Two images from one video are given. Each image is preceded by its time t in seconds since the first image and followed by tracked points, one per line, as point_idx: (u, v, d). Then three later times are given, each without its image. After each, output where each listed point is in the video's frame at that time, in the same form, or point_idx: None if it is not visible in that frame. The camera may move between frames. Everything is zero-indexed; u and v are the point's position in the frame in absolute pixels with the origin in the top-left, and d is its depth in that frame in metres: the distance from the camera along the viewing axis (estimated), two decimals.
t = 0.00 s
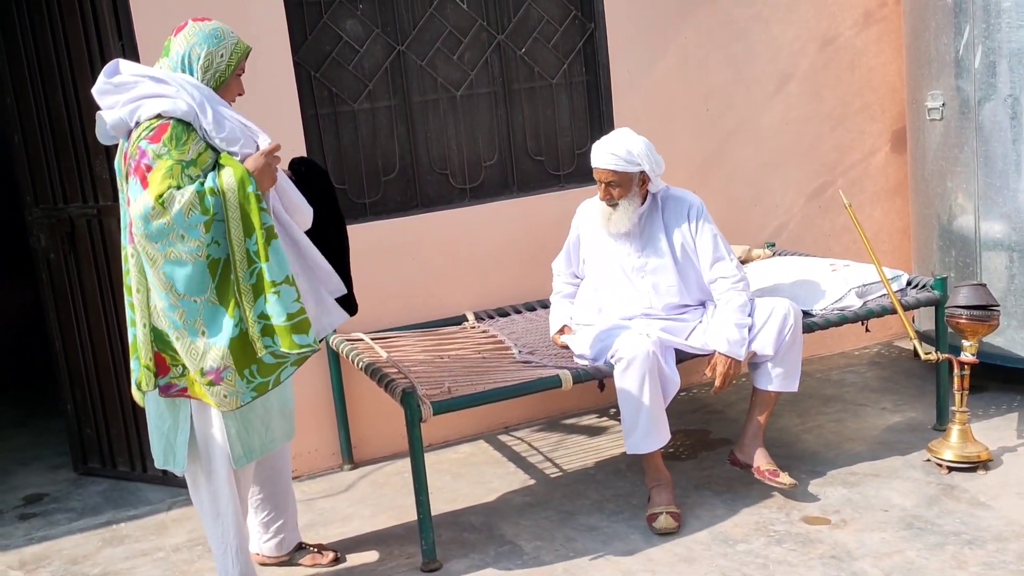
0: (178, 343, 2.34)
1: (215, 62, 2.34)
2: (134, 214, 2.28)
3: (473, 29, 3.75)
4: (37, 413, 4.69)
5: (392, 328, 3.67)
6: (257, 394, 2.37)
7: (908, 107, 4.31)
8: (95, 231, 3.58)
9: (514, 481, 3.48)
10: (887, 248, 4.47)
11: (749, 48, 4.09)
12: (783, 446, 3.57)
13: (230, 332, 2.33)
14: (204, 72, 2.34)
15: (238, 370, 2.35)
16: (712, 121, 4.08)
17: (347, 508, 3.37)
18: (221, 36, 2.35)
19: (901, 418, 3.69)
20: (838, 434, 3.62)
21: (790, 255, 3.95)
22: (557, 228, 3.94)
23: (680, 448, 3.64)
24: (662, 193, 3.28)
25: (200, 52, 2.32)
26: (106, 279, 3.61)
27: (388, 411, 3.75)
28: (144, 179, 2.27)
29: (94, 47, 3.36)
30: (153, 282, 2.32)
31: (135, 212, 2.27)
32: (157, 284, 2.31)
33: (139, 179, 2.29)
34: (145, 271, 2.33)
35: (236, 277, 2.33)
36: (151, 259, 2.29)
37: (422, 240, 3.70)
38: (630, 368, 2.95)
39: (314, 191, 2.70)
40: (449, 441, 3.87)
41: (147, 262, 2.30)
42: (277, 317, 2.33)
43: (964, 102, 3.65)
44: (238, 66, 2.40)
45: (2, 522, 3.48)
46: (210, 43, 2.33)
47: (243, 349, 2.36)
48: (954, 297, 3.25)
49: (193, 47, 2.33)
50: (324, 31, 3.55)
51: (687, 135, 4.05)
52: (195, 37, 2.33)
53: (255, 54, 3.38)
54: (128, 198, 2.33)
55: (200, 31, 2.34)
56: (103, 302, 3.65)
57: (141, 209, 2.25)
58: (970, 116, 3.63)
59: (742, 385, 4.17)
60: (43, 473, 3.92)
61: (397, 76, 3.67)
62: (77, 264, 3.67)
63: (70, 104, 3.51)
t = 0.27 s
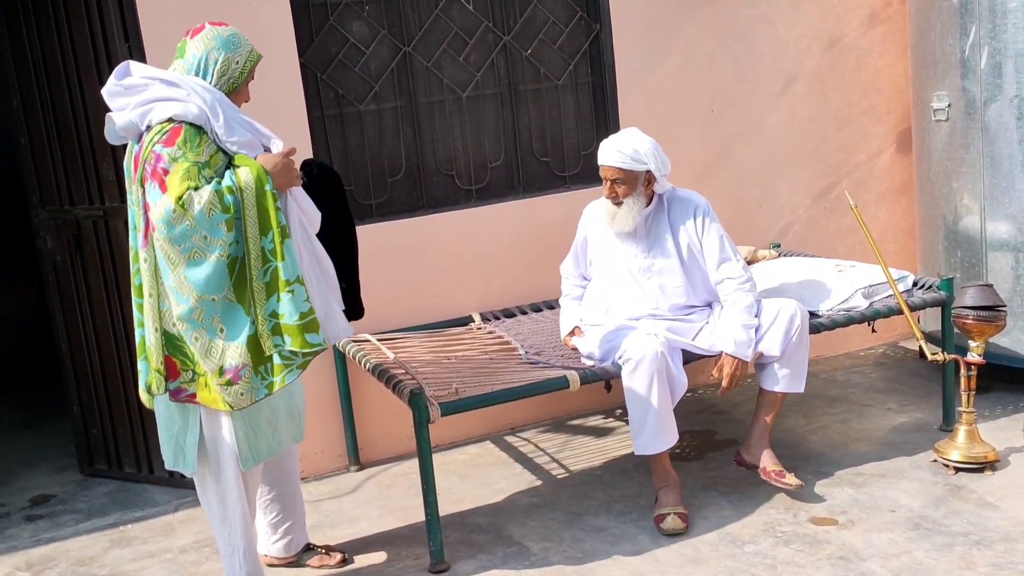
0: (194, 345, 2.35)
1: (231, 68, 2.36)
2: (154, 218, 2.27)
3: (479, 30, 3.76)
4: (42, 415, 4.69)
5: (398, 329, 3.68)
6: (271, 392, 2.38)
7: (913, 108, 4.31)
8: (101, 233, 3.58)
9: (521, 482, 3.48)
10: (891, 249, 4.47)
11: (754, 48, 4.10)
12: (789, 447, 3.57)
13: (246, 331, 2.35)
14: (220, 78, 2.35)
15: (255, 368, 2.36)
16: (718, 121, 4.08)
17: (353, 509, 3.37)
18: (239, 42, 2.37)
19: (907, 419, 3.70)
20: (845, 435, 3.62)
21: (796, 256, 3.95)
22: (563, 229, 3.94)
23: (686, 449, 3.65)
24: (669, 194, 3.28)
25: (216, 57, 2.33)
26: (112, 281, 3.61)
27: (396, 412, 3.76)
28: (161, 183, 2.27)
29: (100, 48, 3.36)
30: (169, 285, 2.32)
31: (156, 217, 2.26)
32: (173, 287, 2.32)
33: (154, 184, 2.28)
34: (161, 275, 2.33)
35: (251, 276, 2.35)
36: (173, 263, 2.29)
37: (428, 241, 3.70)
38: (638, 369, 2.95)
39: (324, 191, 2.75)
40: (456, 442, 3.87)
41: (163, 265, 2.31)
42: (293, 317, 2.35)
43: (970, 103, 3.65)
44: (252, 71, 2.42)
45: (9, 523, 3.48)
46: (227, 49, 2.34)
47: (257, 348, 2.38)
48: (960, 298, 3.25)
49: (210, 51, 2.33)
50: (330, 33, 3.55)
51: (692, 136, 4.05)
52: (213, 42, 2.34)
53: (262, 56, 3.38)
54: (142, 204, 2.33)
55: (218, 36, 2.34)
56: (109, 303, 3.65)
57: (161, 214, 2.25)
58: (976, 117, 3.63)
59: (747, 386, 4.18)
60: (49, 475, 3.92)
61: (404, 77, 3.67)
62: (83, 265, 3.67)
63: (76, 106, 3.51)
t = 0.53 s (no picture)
0: (241, 343, 2.36)
1: (252, 73, 2.41)
2: (223, 217, 2.27)
3: (486, 31, 3.76)
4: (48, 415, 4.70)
5: (406, 329, 3.68)
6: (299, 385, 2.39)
7: (918, 108, 4.32)
8: (108, 234, 3.58)
9: (529, 482, 3.49)
10: (896, 249, 4.48)
11: (760, 49, 4.11)
12: (796, 447, 3.58)
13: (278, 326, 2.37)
14: (241, 83, 2.39)
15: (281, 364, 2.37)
16: (723, 122, 4.09)
17: (362, 509, 3.38)
18: (257, 48, 2.41)
19: (913, 419, 3.71)
20: (851, 435, 3.63)
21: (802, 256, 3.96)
22: (569, 229, 3.95)
23: (693, 449, 3.65)
24: (676, 194, 3.28)
25: (239, 63, 2.38)
26: (119, 281, 3.61)
27: (404, 412, 3.77)
28: (215, 183, 2.27)
29: (108, 49, 3.36)
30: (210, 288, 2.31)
31: (226, 216, 2.27)
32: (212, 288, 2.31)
33: (209, 186, 2.28)
34: (204, 278, 2.32)
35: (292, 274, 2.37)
36: (240, 262, 2.29)
37: (435, 242, 3.71)
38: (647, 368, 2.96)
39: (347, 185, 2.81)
40: (463, 442, 3.88)
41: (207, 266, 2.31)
42: (323, 307, 2.36)
43: (976, 103, 3.66)
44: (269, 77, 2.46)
45: (17, 524, 3.48)
46: (248, 54, 2.39)
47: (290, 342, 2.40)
48: (967, 298, 3.27)
49: (232, 57, 2.37)
50: (337, 33, 3.55)
51: (698, 136, 4.06)
52: (236, 47, 2.37)
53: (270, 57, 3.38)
54: (180, 208, 2.30)
55: (239, 41, 2.38)
56: (117, 304, 3.65)
57: (231, 214, 2.26)
58: (982, 117, 3.64)
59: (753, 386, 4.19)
60: (56, 475, 3.92)
61: (411, 78, 3.68)
62: (91, 266, 3.68)
63: (83, 107, 3.52)
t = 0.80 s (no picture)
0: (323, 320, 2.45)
1: (292, 70, 2.45)
2: (298, 206, 2.33)
3: (496, 31, 3.77)
4: (58, 414, 4.72)
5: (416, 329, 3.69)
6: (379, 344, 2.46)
7: (926, 107, 4.33)
8: (120, 233, 3.59)
9: (540, 480, 3.50)
10: (904, 248, 4.49)
11: (769, 48, 4.11)
12: (806, 445, 3.59)
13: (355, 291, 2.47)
14: (284, 80, 2.43)
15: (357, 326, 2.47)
16: (732, 121, 4.10)
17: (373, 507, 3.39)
18: (297, 46, 2.46)
19: (923, 417, 3.72)
20: (861, 433, 3.64)
21: (811, 255, 3.96)
22: (579, 228, 3.96)
23: (703, 447, 3.66)
24: (686, 193, 3.29)
25: (280, 60, 2.42)
26: (131, 280, 3.62)
27: (415, 411, 3.77)
28: (287, 174, 2.32)
29: (120, 48, 3.36)
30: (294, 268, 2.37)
31: (301, 204, 2.33)
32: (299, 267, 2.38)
33: (278, 178, 2.32)
34: (285, 266, 2.36)
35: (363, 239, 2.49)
36: (322, 241, 2.38)
37: (446, 241, 3.72)
38: (661, 365, 2.96)
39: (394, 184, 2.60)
40: (473, 441, 3.90)
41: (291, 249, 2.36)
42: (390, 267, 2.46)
43: (985, 102, 3.66)
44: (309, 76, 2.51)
45: (29, 522, 3.49)
46: (288, 51, 2.43)
47: (365, 307, 2.50)
48: (978, 297, 3.27)
49: (273, 55, 2.41)
50: (348, 33, 3.56)
51: (707, 135, 4.06)
52: (275, 45, 2.41)
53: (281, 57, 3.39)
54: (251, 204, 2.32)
55: (278, 38, 2.43)
56: (128, 302, 3.66)
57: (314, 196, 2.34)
58: (991, 116, 3.64)
59: (762, 384, 4.20)
60: (67, 474, 3.93)
61: (421, 77, 3.69)
62: (102, 266, 3.68)
63: (95, 107, 3.52)
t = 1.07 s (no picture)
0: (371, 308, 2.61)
1: (356, 76, 2.65)
2: (332, 200, 2.48)
3: (505, 32, 3.78)
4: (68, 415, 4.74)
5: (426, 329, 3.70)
6: (448, 337, 2.63)
7: (933, 108, 4.34)
8: (131, 233, 3.61)
9: (550, 480, 3.51)
10: (911, 248, 4.50)
11: (776, 49, 4.12)
12: (815, 444, 3.60)
13: (412, 283, 2.61)
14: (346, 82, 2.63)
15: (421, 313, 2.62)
16: (740, 121, 4.11)
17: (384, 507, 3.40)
18: (361, 55, 2.67)
19: (931, 417, 3.73)
20: (870, 433, 3.65)
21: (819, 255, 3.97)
22: (588, 229, 3.97)
23: (712, 447, 3.67)
24: (697, 193, 3.30)
25: (343, 63, 2.61)
26: (141, 280, 3.63)
27: (424, 411, 3.78)
28: (331, 166, 2.48)
29: (131, 49, 3.37)
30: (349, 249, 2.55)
31: (335, 197, 2.48)
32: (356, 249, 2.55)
33: (323, 169, 2.49)
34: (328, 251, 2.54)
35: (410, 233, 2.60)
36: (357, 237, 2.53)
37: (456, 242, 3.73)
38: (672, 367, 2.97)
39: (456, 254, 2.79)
40: (483, 441, 3.91)
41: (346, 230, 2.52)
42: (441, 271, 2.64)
43: (993, 102, 3.67)
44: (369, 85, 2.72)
45: (40, 521, 3.50)
46: (352, 57, 2.64)
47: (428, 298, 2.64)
48: (987, 297, 3.28)
49: (338, 58, 2.61)
50: (358, 34, 3.57)
51: (715, 136, 4.08)
52: (341, 51, 2.62)
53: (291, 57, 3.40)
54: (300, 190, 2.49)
55: (344, 46, 2.64)
56: (139, 303, 3.68)
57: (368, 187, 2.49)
58: (999, 116, 3.65)
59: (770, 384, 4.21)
60: (77, 473, 3.95)
61: (431, 78, 3.70)
62: (113, 266, 3.70)
63: (106, 108, 3.53)
